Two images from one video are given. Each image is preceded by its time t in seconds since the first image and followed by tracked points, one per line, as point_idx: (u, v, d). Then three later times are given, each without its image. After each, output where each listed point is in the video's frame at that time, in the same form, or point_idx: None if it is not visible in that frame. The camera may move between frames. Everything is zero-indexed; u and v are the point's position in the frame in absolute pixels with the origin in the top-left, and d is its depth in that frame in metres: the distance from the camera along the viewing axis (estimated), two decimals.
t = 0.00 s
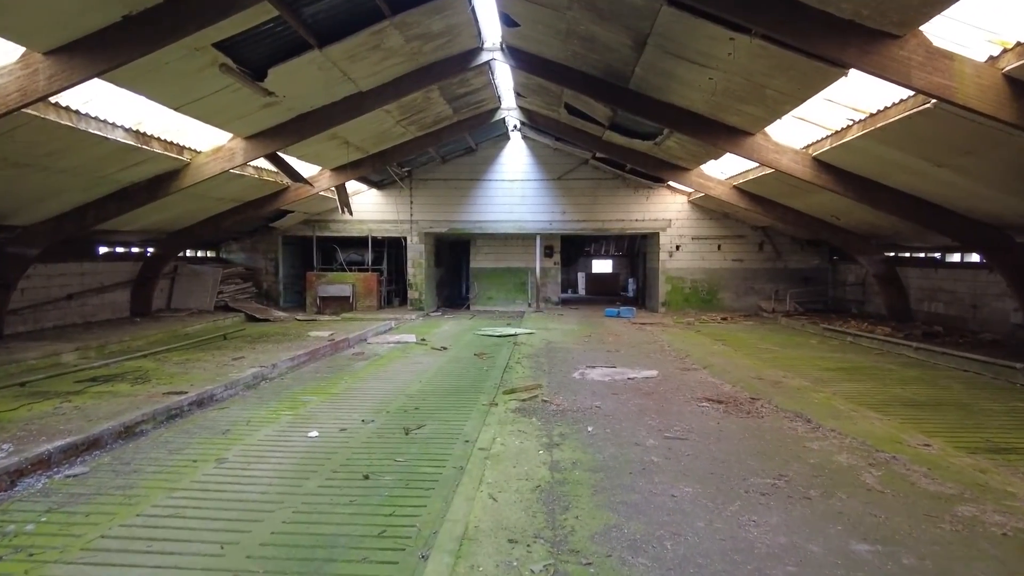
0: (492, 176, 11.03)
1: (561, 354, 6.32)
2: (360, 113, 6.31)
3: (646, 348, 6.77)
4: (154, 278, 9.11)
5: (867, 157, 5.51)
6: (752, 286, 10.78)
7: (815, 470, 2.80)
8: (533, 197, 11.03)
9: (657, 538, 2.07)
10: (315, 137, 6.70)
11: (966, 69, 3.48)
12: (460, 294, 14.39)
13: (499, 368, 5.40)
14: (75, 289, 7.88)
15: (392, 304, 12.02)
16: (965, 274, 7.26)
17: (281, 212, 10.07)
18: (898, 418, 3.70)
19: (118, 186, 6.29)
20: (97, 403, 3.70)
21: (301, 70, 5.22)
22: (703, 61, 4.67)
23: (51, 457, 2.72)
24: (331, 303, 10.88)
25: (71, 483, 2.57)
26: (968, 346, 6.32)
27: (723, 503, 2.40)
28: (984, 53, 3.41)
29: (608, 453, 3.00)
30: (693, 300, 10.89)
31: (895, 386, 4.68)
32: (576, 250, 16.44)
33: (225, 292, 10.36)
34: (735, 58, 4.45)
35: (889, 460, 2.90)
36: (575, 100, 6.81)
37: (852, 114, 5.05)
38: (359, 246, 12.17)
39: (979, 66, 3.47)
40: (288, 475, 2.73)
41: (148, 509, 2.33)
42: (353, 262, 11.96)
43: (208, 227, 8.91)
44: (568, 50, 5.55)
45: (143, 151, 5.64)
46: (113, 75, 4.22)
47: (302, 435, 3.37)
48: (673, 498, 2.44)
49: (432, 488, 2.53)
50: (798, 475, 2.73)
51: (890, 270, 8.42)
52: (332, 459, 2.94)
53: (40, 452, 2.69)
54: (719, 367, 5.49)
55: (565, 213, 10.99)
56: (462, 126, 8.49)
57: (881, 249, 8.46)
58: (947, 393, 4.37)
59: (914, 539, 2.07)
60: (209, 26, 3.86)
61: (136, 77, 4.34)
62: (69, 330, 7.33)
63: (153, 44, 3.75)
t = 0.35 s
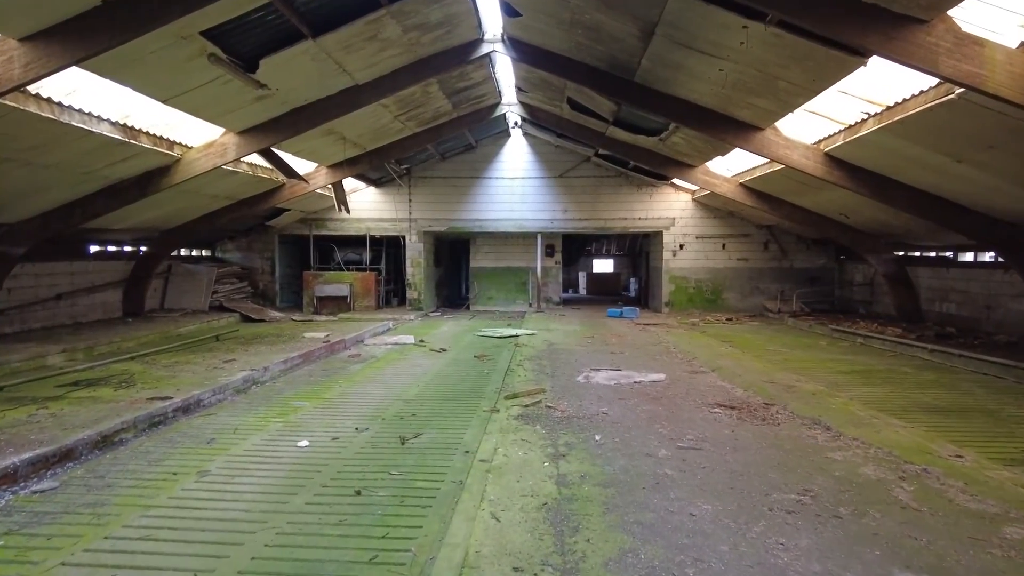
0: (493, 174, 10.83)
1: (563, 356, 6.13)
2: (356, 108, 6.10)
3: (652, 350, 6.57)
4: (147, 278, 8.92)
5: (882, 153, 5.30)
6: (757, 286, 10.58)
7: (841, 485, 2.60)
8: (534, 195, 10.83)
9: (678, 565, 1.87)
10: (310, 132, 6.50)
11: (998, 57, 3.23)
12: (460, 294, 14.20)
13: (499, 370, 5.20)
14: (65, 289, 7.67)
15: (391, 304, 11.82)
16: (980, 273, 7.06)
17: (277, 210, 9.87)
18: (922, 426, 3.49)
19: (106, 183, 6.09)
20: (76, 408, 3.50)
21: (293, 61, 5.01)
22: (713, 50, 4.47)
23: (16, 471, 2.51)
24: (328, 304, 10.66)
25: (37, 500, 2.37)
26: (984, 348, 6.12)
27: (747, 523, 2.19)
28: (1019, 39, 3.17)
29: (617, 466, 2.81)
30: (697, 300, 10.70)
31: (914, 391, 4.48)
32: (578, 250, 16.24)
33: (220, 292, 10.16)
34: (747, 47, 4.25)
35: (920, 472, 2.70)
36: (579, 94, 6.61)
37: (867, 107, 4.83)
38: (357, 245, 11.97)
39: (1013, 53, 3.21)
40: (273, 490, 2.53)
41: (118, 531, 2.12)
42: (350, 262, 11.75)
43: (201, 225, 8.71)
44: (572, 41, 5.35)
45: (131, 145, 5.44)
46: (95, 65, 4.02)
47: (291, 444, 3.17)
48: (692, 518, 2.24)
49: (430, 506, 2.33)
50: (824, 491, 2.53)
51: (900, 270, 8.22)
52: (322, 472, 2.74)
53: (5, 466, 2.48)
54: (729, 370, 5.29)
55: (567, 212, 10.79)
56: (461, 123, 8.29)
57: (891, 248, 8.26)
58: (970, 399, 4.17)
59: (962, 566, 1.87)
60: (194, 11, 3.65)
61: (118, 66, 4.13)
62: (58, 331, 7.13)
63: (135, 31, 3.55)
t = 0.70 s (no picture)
0: (494, 173, 10.62)
1: (568, 360, 5.92)
2: (354, 102, 5.90)
3: (658, 353, 6.37)
4: (140, 278, 8.71)
5: (900, 150, 5.10)
6: (763, 287, 10.38)
7: (876, 507, 2.39)
8: (536, 194, 10.63)
9: None
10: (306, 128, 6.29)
11: None
12: (460, 294, 14.00)
13: (502, 376, 5.00)
14: (55, 289, 7.47)
15: (390, 304, 11.62)
16: (996, 274, 6.85)
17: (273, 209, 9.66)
18: (952, 438, 3.28)
19: (95, 180, 5.88)
20: (53, 418, 3.29)
21: (287, 53, 4.79)
22: (727, 41, 4.27)
23: None
24: (326, 305, 10.46)
25: None
26: (1004, 352, 5.91)
27: (779, 553, 1.99)
28: None
29: (631, 485, 2.61)
30: (702, 301, 10.49)
31: (936, 399, 4.27)
32: (580, 250, 16.04)
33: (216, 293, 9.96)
34: (764, 38, 4.04)
35: (960, 492, 2.50)
36: (583, 89, 6.41)
37: (886, 101, 4.61)
38: (355, 245, 11.76)
39: None
40: (258, 513, 2.32)
41: (84, 562, 1.91)
42: (349, 261, 11.55)
43: (195, 224, 8.50)
44: (578, 32, 5.14)
45: (119, 141, 5.23)
46: (78, 54, 3.80)
47: (281, 458, 2.96)
48: (717, 546, 2.04)
49: (429, 532, 2.12)
50: (859, 514, 2.32)
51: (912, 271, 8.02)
52: (313, 492, 2.54)
53: None
54: (740, 375, 5.08)
55: (569, 211, 10.59)
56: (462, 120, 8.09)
57: (903, 248, 8.05)
58: (998, 408, 3.96)
59: None
60: None
61: (102, 56, 3.91)
62: (46, 333, 6.92)
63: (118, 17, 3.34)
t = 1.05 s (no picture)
0: (494, 171, 10.44)
1: (571, 362, 5.74)
2: (350, 96, 5.71)
3: (663, 355, 6.18)
4: (133, 278, 8.53)
5: (915, 145, 4.92)
6: (768, 287, 10.20)
7: (911, 524, 2.20)
8: (536, 192, 10.44)
9: None
10: (301, 123, 6.10)
11: None
12: (460, 294, 13.82)
13: (503, 379, 4.82)
14: (43, 289, 7.27)
15: (388, 305, 11.44)
16: (1011, 273, 6.67)
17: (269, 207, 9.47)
18: (981, 446, 3.09)
19: (83, 176, 5.69)
20: (27, 426, 3.09)
21: (280, 44, 4.60)
22: (739, 30, 4.08)
23: None
24: (323, 305, 10.27)
25: None
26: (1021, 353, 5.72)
27: None
28: None
29: (645, 501, 2.42)
30: (706, 301, 10.31)
31: (957, 403, 4.09)
32: (581, 249, 15.86)
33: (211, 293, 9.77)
34: (778, 27, 3.86)
35: (1000, 508, 2.31)
36: (587, 83, 6.23)
37: (903, 93, 4.42)
38: (353, 244, 11.58)
39: None
40: (241, 533, 2.13)
41: None
42: (346, 261, 11.36)
43: (189, 223, 8.31)
44: (581, 23, 4.96)
45: (106, 135, 5.04)
46: (57, 42, 3.61)
47: (268, 469, 2.77)
48: (744, 571, 1.86)
49: (426, 554, 1.94)
50: (893, 532, 2.13)
51: (922, 270, 7.84)
52: (302, 508, 2.35)
53: None
54: (750, 379, 4.90)
55: (571, 209, 10.40)
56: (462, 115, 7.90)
57: (913, 247, 7.87)
58: None
59: None
60: None
61: (83, 43, 3.72)
62: (34, 334, 6.73)
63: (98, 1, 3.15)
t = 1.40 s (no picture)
0: (494, 166, 10.22)
1: (574, 363, 5.53)
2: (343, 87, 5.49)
3: (669, 356, 5.97)
4: (123, 276, 8.32)
5: (935, 137, 4.70)
6: (773, 285, 9.99)
7: (955, 549, 1.99)
8: (537, 188, 10.23)
9: None
10: (294, 115, 5.89)
11: None
12: (459, 293, 13.61)
13: (503, 382, 4.61)
14: (30, 288, 7.07)
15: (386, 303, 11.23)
16: None
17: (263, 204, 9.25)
18: (1016, 457, 2.88)
19: (66, 171, 5.48)
20: None
21: (269, 31, 4.38)
22: (752, 15, 3.86)
23: None
24: (319, 304, 10.06)
25: None
26: None
27: None
28: None
29: (659, 521, 2.21)
30: (710, 300, 10.10)
31: (982, 408, 3.87)
32: (582, 247, 15.64)
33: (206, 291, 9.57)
34: (795, 11, 3.64)
35: None
36: (590, 74, 6.02)
37: (924, 82, 4.20)
38: (350, 242, 11.37)
39: None
40: (214, 560, 1.92)
41: None
42: (344, 259, 11.15)
43: (181, 220, 8.10)
44: (585, 9, 4.74)
45: (88, 128, 4.83)
46: (29, 26, 3.39)
47: (250, 484, 2.56)
48: None
49: None
50: (938, 558, 1.92)
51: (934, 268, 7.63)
52: (284, 530, 2.13)
53: None
54: (761, 382, 4.68)
55: (572, 206, 10.19)
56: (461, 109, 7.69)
57: (925, 244, 7.66)
58: None
59: None
60: None
61: (58, 28, 3.50)
62: (18, 334, 6.51)
63: None
